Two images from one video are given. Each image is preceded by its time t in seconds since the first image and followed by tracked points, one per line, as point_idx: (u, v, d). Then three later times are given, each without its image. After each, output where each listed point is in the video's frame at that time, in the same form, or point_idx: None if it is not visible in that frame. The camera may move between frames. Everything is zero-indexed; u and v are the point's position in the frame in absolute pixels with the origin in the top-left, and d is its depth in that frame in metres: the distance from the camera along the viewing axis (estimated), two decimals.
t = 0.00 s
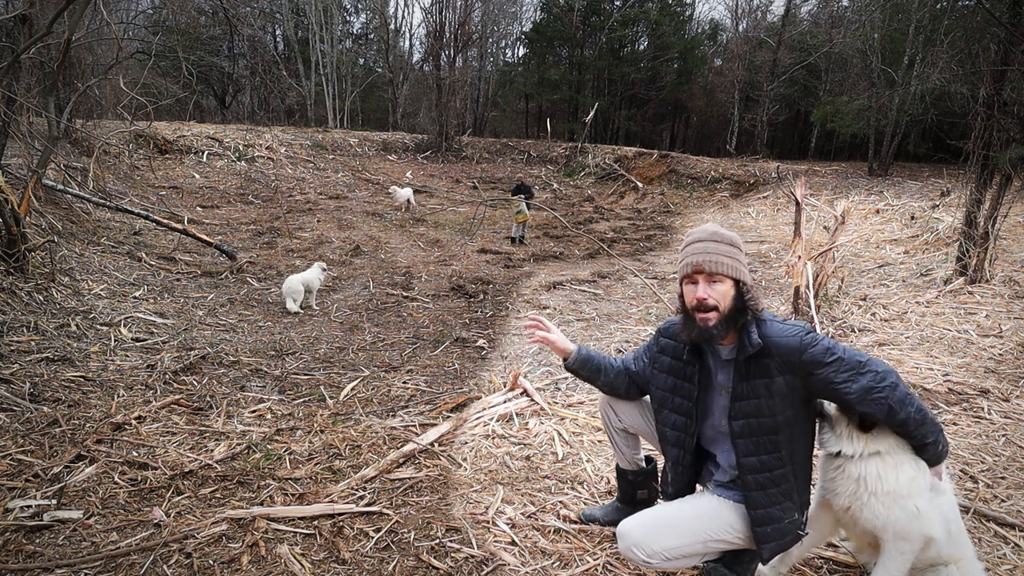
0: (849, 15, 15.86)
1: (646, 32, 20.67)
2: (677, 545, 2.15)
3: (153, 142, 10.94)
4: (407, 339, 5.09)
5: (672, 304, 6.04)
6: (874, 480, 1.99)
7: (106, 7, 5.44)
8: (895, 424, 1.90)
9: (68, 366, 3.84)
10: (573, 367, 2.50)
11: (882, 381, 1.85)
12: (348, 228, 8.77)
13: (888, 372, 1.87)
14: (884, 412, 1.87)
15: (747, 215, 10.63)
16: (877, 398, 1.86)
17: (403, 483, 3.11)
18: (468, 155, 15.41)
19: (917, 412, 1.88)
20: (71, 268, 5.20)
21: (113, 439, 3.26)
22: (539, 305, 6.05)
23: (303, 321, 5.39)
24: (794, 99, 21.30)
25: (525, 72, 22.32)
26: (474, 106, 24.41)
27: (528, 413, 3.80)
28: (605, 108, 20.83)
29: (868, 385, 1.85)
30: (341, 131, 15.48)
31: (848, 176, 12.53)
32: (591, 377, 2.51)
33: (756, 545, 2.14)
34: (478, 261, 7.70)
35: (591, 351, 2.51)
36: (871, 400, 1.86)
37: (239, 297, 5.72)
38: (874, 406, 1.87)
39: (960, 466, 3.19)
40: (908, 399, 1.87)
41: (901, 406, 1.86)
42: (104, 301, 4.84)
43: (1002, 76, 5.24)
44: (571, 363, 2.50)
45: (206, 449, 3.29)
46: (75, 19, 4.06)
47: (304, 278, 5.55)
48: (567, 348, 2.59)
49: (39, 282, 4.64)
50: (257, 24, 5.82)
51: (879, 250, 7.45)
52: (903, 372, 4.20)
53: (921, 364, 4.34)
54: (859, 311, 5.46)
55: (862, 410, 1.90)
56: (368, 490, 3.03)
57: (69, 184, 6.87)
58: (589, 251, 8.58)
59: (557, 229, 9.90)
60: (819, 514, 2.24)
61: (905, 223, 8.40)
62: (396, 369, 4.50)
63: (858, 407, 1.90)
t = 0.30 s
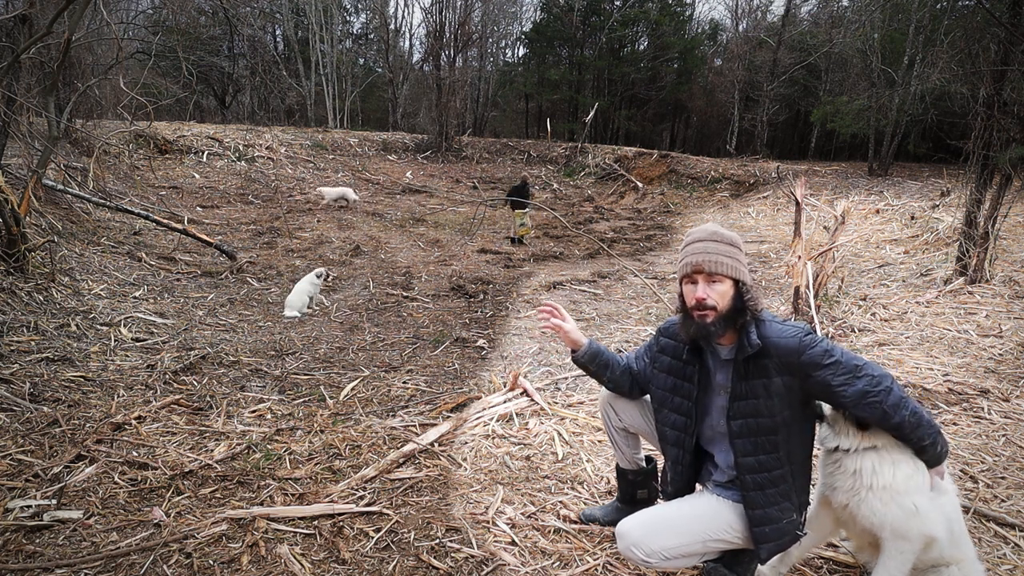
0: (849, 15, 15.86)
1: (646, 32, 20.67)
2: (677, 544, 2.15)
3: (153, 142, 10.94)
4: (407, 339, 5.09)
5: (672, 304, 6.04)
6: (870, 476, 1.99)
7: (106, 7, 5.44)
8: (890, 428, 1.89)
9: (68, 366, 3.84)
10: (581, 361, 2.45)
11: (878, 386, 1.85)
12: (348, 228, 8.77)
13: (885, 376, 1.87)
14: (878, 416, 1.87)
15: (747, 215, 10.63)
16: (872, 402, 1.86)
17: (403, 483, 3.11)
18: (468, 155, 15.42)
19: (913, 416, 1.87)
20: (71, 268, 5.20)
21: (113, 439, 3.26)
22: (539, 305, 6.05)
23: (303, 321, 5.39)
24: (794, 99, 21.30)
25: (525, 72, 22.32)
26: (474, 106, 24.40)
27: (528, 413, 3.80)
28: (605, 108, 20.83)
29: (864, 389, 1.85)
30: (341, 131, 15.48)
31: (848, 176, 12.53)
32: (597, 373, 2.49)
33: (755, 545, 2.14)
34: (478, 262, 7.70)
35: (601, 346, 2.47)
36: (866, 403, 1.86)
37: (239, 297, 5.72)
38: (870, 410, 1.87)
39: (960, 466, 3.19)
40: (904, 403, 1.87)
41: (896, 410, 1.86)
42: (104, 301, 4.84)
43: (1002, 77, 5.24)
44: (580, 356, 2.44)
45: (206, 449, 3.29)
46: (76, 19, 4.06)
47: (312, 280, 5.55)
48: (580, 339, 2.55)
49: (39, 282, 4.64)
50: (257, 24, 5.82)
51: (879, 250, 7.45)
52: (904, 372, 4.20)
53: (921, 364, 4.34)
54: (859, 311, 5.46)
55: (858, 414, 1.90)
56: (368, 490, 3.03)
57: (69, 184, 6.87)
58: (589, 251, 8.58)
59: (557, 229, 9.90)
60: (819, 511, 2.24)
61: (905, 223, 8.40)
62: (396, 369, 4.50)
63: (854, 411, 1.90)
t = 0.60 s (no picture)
0: (849, 15, 15.86)
1: (646, 32, 20.66)
2: (676, 544, 2.15)
3: (153, 142, 10.94)
4: (407, 339, 5.09)
5: (672, 304, 6.04)
6: (864, 476, 2.00)
7: (106, 7, 5.44)
8: (887, 431, 1.89)
9: (68, 366, 3.84)
10: (586, 357, 2.45)
11: (876, 389, 1.85)
12: (348, 228, 8.77)
13: (883, 379, 1.86)
14: (876, 420, 1.87)
15: (747, 215, 10.64)
16: (870, 405, 1.86)
17: (403, 483, 3.11)
18: (468, 155, 15.41)
19: (910, 418, 1.87)
20: (71, 268, 5.20)
21: (113, 440, 3.26)
22: (539, 305, 6.05)
23: (303, 321, 5.39)
24: (794, 99, 21.30)
25: (525, 72, 22.33)
26: (474, 106, 24.41)
27: (528, 413, 3.80)
28: (605, 108, 20.83)
29: (862, 393, 1.85)
30: (341, 131, 15.48)
31: (848, 176, 12.53)
32: (601, 370, 2.48)
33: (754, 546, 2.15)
34: (478, 262, 7.70)
35: (606, 342, 2.46)
36: (864, 406, 1.87)
37: (239, 297, 5.72)
38: (867, 413, 1.88)
39: (960, 467, 3.19)
40: (902, 405, 1.86)
41: (894, 413, 1.86)
42: (104, 301, 4.84)
43: (1002, 77, 5.24)
44: (586, 352, 2.44)
45: (206, 449, 3.29)
46: (76, 19, 4.06)
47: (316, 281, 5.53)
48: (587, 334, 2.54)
49: (39, 282, 4.64)
50: (257, 24, 5.81)
51: (879, 250, 7.46)
52: (904, 373, 4.20)
53: (921, 364, 4.34)
54: (859, 311, 5.46)
55: (856, 416, 1.90)
56: (368, 490, 3.03)
57: (68, 184, 6.86)
58: (589, 251, 8.58)
59: (557, 229, 9.90)
60: (819, 510, 2.25)
61: (905, 223, 8.40)
62: (396, 369, 4.50)
63: (853, 414, 1.91)
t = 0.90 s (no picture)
0: (849, 15, 15.86)
1: (646, 32, 20.65)
2: (677, 545, 2.14)
3: (153, 142, 10.95)
4: (407, 339, 5.09)
5: (672, 304, 6.04)
6: (862, 477, 2.01)
7: (106, 7, 5.43)
8: (885, 432, 1.89)
9: (68, 366, 3.84)
10: (588, 353, 2.44)
11: (876, 390, 1.85)
12: (348, 228, 8.77)
13: (882, 381, 1.86)
14: (874, 421, 1.87)
15: (746, 215, 10.64)
16: (869, 406, 1.86)
17: (403, 483, 3.11)
18: (468, 155, 15.41)
19: (909, 420, 1.87)
20: (71, 268, 5.20)
21: (113, 439, 3.26)
22: (539, 305, 6.06)
23: (303, 321, 5.39)
24: (794, 99, 21.30)
25: (525, 72, 22.33)
26: (474, 106, 24.40)
27: (528, 413, 3.80)
28: (605, 108, 20.84)
29: (862, 394, 1.85)
30: (341, 131, 15.48)
31: (848, 176, 12.53)
32: (602, 368, 2.47)
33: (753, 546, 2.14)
34: (478, 262, 7.71)
35: (608, 340, 2.46)
36: (863, 408, 1.86)
37: (239, 297, 5.72)
38: (866, 415, 1.87)
39: (960, 467, 3.19)
40: (902, 407, 1.86)
41: (893, 414, 1.85)
42: (104, 301, 4.84)
43: (1002, 76, 5.24)
44: (588, 349, 2.44)
45: (206, 449, 3.29)
46: (75, 19, 4.06)
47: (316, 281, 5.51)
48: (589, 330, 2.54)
49: (39, 282, 4.64)
50: (257, 24, 5.82)
51: (879, 250, 7.45)
52: (904, 372, 4.20)
53: (921, 364, 4.34)
54: (859, 311, 5.46)
55: (855, 418, 1.90)
56: (368, 490, 3.03)
57: (69, 184, 6.86)
58: (589, 251, 8.59)
59: (557, 229, 9.90)
60: (821, 512, 2.25)
61: (904, 223, 8.40)
62: (396, 369, 4.50)
63: (852, 415, 1.90)
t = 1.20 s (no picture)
0: (849, 15, 15.86)
1: (646, 32, 20.63)
2: (677, 544, 2.15)
3: (153, 141, 10.95)
4: (407, 339, 5.09)
5: (672, 304, 6.04)
6: (855, 477, 2.03)
7: (106, 7, 5.43)
8: (881, 434, 1.88)
9: (68, 366, 3.84)
10: (588, 353, 2.45)
11: (873, 392, 1.84)
12: (348, 228, 8.77)
13: (879, 382, 1.85)
14: (871, 423, 1.86)
15: (747, 215, 10.64)
16: (866, 408, 1.85)
17: (403, 483, 3.11)
18: (468, 155, 15.42)
19: (906, 422, 1.85)
20: (71, 268, 5.20)
21: (113, 439, 3.26)
22: (539, 305, 6.06)
23: (304, 321, 5.38)
24: (794, 99, 21.30)
25: (525, 72, 22.34)
26: (474, 106, 24.41)
27: (528, 413, 3.80)
28: (605, 108, 20.84)
29: (859, 395, 1.84)
30: (341, 131, 15.48)
31: (848, 176, 12.53)
32: (602, 368, 2.47)
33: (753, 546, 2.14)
34: (478, 261, 7.70)
35: (609, 339, 2.46)
36: (860, 409, 1.86)
37: (239, 297, 5.72)
38: (863, 416, 1.87)
39: (960, 466, 3.19)
40: (899, 409, 1.85)
41: (890, 416, 1.84)
42: (105, 301, 4.84)
43: (1002, 76, 5.24)
44: (589, 348, 2.44)
45: (206, 449, 3.29)
46: (76, 19, 4.06)
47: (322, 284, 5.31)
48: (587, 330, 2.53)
49: (39, 282, 4.64)
50: (257, 24, 5.81)
51: (879, 250, 7.45)
52: (904, 372, 4.20)
53: (921, 364, 4.34)
54: (859, 311, 5.46)
55: (853, 419, 1.89)
56: (368, 490, 3.03)
57: (69, 184, 6.86)
58: (589, 251, 8.59)
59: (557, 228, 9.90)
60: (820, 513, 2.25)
61: (904, 223, 8.40)
62: (396, 369, 4.50)
63: (849, 416, 1.89)
